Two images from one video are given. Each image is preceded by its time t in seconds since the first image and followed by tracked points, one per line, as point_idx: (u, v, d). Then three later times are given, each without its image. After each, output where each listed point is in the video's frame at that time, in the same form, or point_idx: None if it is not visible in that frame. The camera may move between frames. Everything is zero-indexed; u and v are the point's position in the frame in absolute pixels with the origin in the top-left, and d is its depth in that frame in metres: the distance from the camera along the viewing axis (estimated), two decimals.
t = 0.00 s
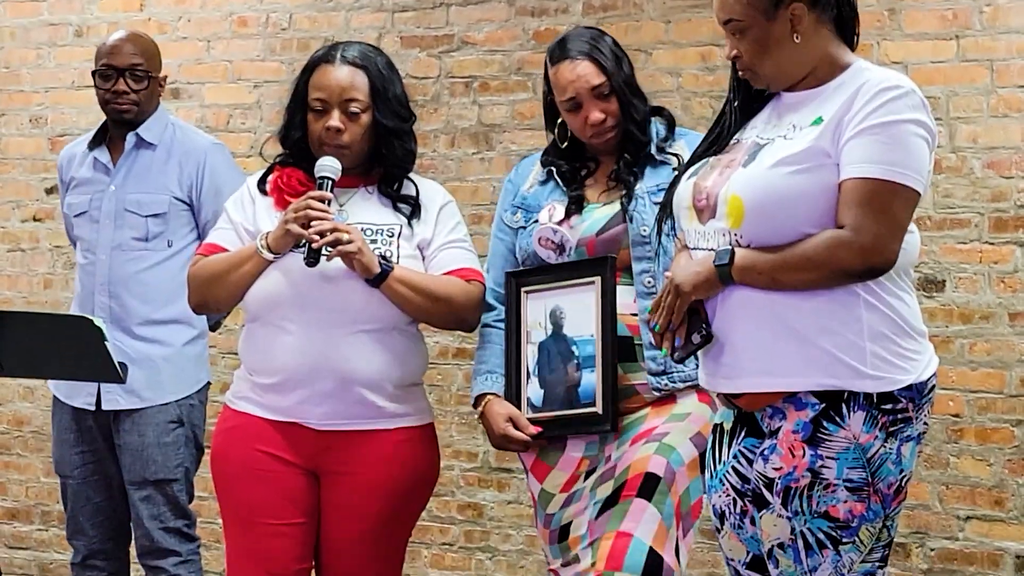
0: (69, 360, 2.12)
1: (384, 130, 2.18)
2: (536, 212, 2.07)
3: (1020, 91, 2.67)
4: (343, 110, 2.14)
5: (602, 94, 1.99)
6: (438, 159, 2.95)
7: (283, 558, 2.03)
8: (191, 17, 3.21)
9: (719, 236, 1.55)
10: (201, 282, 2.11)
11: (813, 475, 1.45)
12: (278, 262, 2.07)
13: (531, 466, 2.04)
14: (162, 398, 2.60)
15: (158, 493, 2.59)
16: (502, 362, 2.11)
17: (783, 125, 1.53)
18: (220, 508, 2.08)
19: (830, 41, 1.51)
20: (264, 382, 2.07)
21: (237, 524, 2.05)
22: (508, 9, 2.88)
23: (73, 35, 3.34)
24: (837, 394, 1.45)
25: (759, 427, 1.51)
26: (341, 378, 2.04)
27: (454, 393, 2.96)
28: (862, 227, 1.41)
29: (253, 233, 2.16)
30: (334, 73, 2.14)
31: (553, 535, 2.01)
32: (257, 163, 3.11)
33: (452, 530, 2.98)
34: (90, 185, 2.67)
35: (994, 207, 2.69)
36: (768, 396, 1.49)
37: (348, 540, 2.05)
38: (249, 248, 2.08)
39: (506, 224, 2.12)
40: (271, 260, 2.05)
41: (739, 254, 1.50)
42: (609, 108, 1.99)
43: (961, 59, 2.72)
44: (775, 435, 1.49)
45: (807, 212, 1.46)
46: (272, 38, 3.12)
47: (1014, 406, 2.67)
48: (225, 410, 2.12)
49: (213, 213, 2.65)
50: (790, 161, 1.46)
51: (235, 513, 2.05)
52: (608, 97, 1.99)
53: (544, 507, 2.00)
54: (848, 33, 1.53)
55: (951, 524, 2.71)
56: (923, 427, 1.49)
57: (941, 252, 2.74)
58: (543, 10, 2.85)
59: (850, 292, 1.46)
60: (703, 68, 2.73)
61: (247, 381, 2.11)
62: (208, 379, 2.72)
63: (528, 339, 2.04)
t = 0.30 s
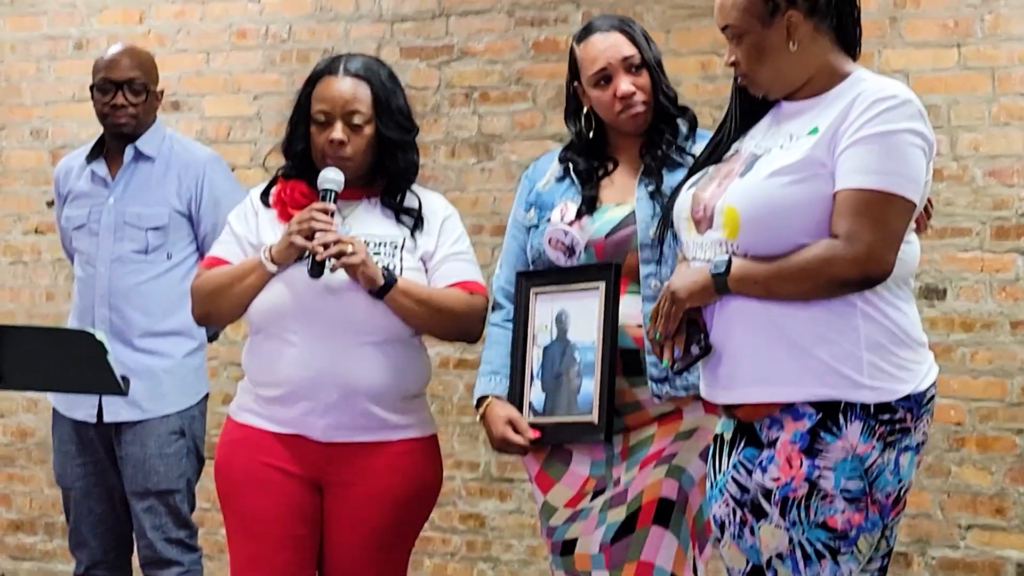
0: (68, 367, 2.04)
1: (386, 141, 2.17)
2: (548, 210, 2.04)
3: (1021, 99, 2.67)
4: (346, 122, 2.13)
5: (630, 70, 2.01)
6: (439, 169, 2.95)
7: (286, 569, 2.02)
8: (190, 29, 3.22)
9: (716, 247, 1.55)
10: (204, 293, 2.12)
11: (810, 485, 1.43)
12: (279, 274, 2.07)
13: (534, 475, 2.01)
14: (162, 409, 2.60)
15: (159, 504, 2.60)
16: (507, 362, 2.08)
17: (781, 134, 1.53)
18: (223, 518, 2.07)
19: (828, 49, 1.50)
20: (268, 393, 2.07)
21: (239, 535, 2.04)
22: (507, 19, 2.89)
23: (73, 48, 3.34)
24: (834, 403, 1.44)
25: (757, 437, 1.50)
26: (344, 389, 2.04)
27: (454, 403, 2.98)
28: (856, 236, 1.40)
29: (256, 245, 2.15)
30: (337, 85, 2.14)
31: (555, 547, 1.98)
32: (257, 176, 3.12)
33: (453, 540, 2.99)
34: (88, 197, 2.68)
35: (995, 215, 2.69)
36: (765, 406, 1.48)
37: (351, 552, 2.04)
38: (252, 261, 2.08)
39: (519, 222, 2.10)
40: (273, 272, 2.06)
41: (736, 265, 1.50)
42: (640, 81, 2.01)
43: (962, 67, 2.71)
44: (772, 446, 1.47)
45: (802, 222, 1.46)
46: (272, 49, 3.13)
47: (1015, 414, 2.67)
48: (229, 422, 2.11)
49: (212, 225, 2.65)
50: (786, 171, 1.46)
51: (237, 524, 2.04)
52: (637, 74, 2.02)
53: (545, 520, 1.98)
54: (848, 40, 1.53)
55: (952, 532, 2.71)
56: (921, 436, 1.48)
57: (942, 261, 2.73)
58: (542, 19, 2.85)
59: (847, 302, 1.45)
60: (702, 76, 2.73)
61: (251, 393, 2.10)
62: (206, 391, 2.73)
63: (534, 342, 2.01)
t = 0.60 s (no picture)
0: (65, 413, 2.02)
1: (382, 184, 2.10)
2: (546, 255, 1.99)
3: (1012, 140, 2.68)
4: (342, 165, 2.06)
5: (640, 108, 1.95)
6: (431, 212, 3.01)
7: None
8: (184, 73, 3.27)
9: (704, 288, 1.54)
10: (200, 339, 2.04)
11: (799, 527, 1.41)
12: (273, 320, 2.00)
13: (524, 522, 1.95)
14: (156, 452, 2.58)
15: (152, 546, 2.58)
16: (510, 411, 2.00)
17: (769, 176, 1.51)
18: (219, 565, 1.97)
19: (818, 90, 1.47)
20: (263, 437, 1.98)
21: None
22: (500, 62, 2.95)
23: (67, 92, 3.38)
24: (821, 445, 1.42)
25: (749, 477, 1.48)
26: (340, 431, 1.96)
27: (448, 445, 2.99)
28: (840, 279, 1.38)
29: (253, 289, 2.07)
30: (332, 129, 2.08)
31: None
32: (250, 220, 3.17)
33: None
34: (80, 242, 2.69)
35: (988, 256, 2.70)
36: (753, 447, 1.46)
37: None
38: (247, 305, 2.00)
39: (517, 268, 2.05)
40: (270, 315, 1.98)
41: (722, 304, 1.48)
42: (650, 120, 1.95)
43: (953, 108, 2.73)
44: (762, 487, 1.45)
45: (787, 265, 1.44)
46: (265, 92, 3.19)
47: (1009, 455, 2.67)
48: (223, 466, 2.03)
49: (204, 267, 2.65)
50: (770, 214, 1.44)
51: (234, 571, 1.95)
52: (647, 110, 1.96)
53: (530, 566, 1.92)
54: (843, 80, 1.49)
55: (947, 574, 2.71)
56: (914, 479, 1.45)
57: (934, 302, 2.73)
58: (534, 62, 2.92)
59: (833, 344, 1.43)
60: (695, 118, 2.77)
61: (247, 436, 2.02)
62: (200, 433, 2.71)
63: (533, 390, 1.93)
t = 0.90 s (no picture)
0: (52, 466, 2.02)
1: (365, 233, 2.03)
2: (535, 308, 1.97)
3: (994, 187, 2.70)
4: (323, 213, 1.99)
5: (629, 168, 1.91)
6: (418, 260, 3.11)
7: None
8: (170, 122, 3.37)
9: (683, 336, 1.51)
10: (184, 387, 1.94)
11: None
12: (258, 368, 1.91)
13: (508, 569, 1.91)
14: (143, 501, 2.56)
15: None
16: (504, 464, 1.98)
17: (747, 224, 1.50)
18: None
19: (796, 137, 1.47)
20: (246, 486, 1.89)
21: None
22: (485, 111, 3.07)
23: (54, 141, 3.46)
24: (802, 493, 1.40)
25: (732, 524, 1.47)
26: (323, 480, 1.87)
27: (434, 492, 3.02)
28: (819, 327, 1.36)
29: (237, 337, 1.98)
30: (314, 177, 2.01)
31: None
32: (236, 268, 3.25)
33: None
34: (65, 292, 2.69)
35: (971, 302, 2.71)
36: (735, 496, 1.45)
37: None
38: (232, 352, 1.92)
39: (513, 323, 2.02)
40: (253, 365, 1.89)
41: (699, 358, 1.46)
42: (637, 184, 1.91)
43: (935, 155, 2.75)
44: (744, 535, 1.44)
45: (765, 312, 1.42)
46: (251, 141, 3.28)
47: (994, 501, 2.67)
48: (206, 516, 1.93)
49: (190, 316, 2.65)
50: (748, 261, 1.43)
51: None
52: (636, 171, 1.92)
53: None
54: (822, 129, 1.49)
55: None
56: (895, 525, 1.44)
57: (918, 348, 2.74)
58: (519, 110, 3.04)
59: (811, 393, 1.42)
60: (679, 166, 2.88)
61: (230, 485, 1.92)
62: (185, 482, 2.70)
63: (524, 441, 1.89)
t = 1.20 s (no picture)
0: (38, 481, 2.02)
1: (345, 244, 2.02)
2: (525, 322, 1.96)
3: (980, 199, 2.71)
4: (303, 225, 1.98)
5: (597, 195, 1.90)
6: (406, 273, 3.11)
7: None
8: (158, 136, 3.37)
9: (673, 349, 1.51)
10: (163, 399, 1.93)
11: None
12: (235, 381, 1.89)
13: None
14: (132, 516, 2.55)
15: None
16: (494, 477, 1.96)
17: (737, 237, 1.50)
18: None
19: (784, 148, 1.48)
20: (227, 500, 1.89)
21: None
22: (473, 123, 3.08)
23: (41, 155, 3.45)
24: (790, 506, 1.40)
25: (720, 536, 1.47)
26: (304, 494, 1.86)
27: (423, 506, 3.02)
28: (810, 344, 1.36)
29: (216, 350, 1.97)
30: (293, 189, 2.00)
31: None
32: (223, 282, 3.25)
33: None
34: (53, 306, 2.69)
35: (958, 312, 2.71)
36: (722, 509, 1.45)
37: None
38: (210, 364, 1.90)
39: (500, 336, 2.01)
40: (231, 378, 1.88)
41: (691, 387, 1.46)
42: (604, 211, 1.90)
43: (922, 167, 2.75)
44: (733, 546, 1.44)
45: (755, 326, 1.42)
46: (239, 154, 3.29)
47: (982, 512, 2.67)
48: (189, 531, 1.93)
49: (178, 330, 2.65)
50: (737, 274, 1.43)
51: None
52: (604, 199, 1.91)
53: None
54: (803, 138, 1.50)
55: None
56: (884, 538, 1.44)
57: (906, 359, 2.75)
58: (507, 123, 3.05)
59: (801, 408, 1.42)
60: (667, 178, 2.89)
61: (212, 499, 1.92)
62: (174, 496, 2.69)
63: (516, 453, 1.88)
